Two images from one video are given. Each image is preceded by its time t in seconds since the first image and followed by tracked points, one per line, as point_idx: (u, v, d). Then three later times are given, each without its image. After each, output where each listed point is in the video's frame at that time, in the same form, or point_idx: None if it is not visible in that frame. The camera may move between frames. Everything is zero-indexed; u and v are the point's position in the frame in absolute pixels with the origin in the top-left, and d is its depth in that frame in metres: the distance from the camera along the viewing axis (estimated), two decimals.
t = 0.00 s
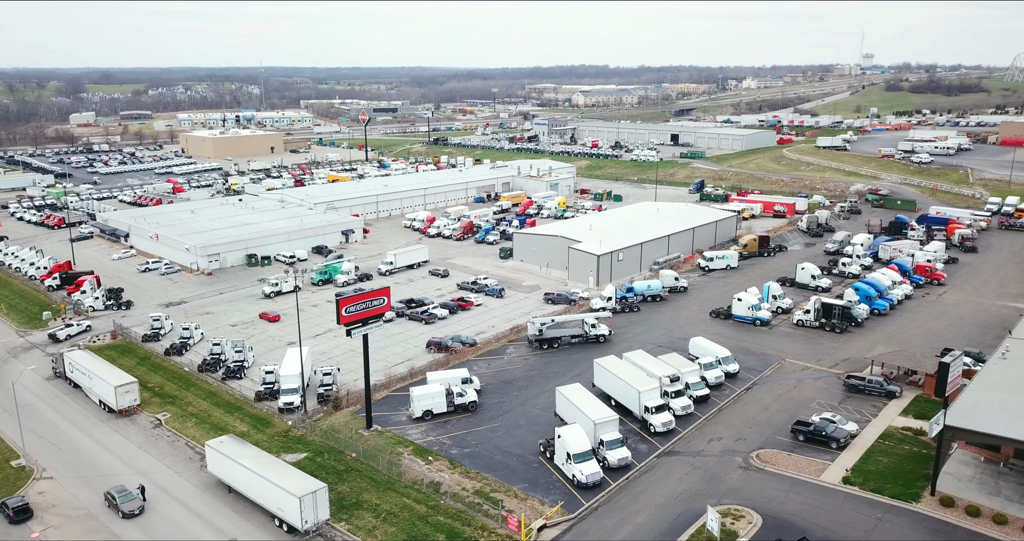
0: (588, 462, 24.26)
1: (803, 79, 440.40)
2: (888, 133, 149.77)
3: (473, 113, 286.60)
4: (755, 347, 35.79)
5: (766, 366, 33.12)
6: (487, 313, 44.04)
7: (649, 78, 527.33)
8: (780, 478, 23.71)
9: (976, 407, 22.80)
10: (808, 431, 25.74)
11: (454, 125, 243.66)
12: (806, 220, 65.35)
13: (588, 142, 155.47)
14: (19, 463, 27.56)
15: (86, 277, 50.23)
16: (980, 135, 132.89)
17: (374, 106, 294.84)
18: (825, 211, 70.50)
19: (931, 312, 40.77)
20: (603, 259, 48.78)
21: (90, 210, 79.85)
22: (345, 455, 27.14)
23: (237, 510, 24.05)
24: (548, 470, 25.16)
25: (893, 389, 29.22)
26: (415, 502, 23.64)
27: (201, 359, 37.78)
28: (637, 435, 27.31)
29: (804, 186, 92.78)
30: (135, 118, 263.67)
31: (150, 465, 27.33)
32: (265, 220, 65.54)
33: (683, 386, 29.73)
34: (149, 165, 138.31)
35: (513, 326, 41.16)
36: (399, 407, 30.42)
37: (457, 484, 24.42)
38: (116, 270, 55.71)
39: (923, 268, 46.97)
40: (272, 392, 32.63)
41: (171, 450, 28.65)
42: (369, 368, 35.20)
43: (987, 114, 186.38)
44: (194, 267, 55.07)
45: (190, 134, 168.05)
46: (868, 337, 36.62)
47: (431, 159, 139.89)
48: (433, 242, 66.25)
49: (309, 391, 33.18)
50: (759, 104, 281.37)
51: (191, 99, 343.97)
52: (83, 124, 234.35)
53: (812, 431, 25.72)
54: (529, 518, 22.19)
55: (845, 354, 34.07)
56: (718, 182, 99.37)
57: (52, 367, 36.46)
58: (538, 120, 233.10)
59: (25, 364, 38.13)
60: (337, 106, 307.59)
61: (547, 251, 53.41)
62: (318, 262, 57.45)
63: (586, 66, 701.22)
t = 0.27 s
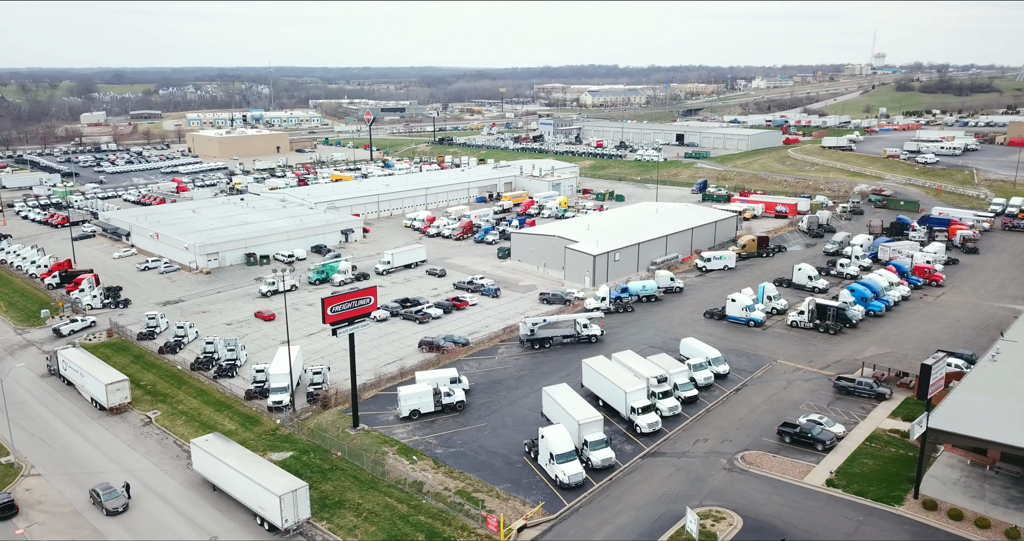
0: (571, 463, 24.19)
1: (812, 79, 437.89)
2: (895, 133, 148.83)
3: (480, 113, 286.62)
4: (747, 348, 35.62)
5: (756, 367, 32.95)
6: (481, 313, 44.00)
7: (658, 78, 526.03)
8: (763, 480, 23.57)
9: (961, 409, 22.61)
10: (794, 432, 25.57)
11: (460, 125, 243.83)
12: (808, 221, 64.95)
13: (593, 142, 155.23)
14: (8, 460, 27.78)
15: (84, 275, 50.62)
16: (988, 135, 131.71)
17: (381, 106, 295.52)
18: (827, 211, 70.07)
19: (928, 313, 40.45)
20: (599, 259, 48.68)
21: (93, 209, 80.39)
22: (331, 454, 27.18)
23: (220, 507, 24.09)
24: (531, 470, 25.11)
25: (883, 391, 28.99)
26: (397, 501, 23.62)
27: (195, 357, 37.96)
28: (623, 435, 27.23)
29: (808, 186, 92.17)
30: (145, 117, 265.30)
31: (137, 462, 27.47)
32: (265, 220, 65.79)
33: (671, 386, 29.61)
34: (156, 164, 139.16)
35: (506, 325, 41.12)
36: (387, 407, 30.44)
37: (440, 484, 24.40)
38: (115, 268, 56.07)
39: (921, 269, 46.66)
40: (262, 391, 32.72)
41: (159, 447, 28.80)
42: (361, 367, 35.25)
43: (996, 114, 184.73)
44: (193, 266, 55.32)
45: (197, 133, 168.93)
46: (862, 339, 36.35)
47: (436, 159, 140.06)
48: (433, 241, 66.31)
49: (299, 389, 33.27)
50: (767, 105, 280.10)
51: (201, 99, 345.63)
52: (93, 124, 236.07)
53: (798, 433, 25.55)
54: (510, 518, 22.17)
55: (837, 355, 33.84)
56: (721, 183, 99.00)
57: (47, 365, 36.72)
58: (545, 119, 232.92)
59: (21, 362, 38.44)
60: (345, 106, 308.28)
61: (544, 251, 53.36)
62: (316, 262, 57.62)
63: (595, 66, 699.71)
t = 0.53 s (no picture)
0: (556, 463, 24.13)
1: (820, 78, 435.67)
2: (901, 133, 147.94)
3: (486, 112, 286.52)
4: (740, 348, 35.48)
5: (748, 367, 32.80)
6: (477, 313, 43.97)
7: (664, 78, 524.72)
8: (749, 482, 23.45)
9: (947, 410, 22.43)
10: (782, 433, 25.44)
11: (465, 125, 243.82)
12: (808, 221, 64.63)
13: (596, 142, 155.01)
14: None
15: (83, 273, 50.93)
16: (994, 135, 130.77)
17: (387, 106, 295.93)
18: (828, 211, 69.72)
19: (924, 314, 40.18)
20: (596, 259, 48.57)
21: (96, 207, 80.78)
22: (318, 453, 27.21)
23: (205, 505, 24.13)
24: (517, 470, 25.06)
25: (874, 392, 28.81)
26: (382, 500, 23.62)
27: (189, 356, 38.10)
28: (611, 436, 27.15)
29: (811, 187, 91.66)
30: (153, 117, 266.53)
31: (126, 460, 27.57)
32: (265, 219, 65.96)
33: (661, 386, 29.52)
34: (161, 163, 139.76)
35: (500, 325, 41.08)
36: (376, 406, 30.45)
37: (425, 483, 24.39)
38: (115, 266, 56.34)
39: (920, 270, 46.39)
40: (254, 389, 32.80)
41: (149, 445, 28.90)
42: (353, 365, 35.28)
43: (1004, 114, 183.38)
44: (192, 264, 55.45)
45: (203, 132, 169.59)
46: (856, 339, 36.14)
47: (440, 158, 140.12)
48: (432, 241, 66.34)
49: (290, 388, 33.32)
50: (773, 105, 278.96)
51: (209, 98, 346.78)
52: (101, 124, 237.32)
53: (786, 434, 25.41)
54: (493, 518, 22.12)
55: (831, 356, 33.64)
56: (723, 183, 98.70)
57: (42, 362, 36.92)
58: (550, 119, 232.70)
59: (17, 359, 38.68)
60: (351, 105, 308.73)
61: (541, 251, 53.28)
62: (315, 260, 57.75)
63: (603, 66, 698.36)
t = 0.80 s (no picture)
0: (540, 463, 24.09)
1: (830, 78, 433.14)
2: (909, 133, 146.87)
3: (493, 112, 286.56)
4: (733, 349, 35.31)
5: (740, 368, 32.64)
6: (472, 312, 43.95)
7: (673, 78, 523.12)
8: (733, 484, 23.33)
9: (931, 412, 22.20)
10: (768, 435, 25.31)
11: (472, 125, 243.86)
12: (809, 221, 64.26)
13: (602, 142, 154.76)
14: None
15: (83, 271, 51.27)
16: (1003, 135, 129.66)
17: (394, 105, 296.38)
18: (830, 212, 69.31)
19: (921, 316, 39.86)
20: (592, 259, 48.48)
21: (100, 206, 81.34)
22: (305, 452, 27.25)
23: (189, 504, 24.20)
24: (502, 470, 25.03)
25: (864, 395, 28.60)
26: (365, 499, 23.65)
27: (183, 354, 38.28)
28: (597, 436, 27.09)
29: (815, 187, 91.15)
30: (162, 116, 268.28)
31: (115, 457, 27.72)
32: (266, 218, 66.23)
33: (650, 387, 29.43)
34: (168, 162, 140.50)
35: (494, 325, 41.04)
36: (365, 405, 30.50)
37: (409, 482, 24.40)
38: (115, 265, 56.69)
39: (918, 271, 46.05)
40: (245, 388, 32.90)
41: (138, 442, 29.05)
42: (345, 364, 35.34)
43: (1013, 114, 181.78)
44: (191, 263, 55.76)
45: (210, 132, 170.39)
46: (850, 341, 35.90)
47: (444, 158, 140.27)
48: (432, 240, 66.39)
49: (281, 386, 33.43)
50: (782, 105, 277.58)
51: (219, 98, 348.19)
52: (111, 123, 239.05)
53: (772, 436, 25.28)
54: (474, 518, 22.11)
55: (823, 358, 33.41)
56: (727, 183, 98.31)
57: (38, 360, 37.17)
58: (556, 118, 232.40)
59: (14, 356, 38.98)
60: (359, 105, 309.51)
61: (539, 251, 53.21)
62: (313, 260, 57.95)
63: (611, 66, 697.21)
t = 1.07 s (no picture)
0: (526, 464, 24.04)
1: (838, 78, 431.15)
2: (916, 133, 146.04)
3: (500, 112, 286.71)
4: (726, 350, 35.16)
5: (732, 369, 32.48)
6: (467, 312, 43.94)
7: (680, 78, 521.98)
8: (719, 485, 23.22)
9: (918, 416, 21.99)
10: (756, 437, 25.17)
11: (477, 125, 243.90)
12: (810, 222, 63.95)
13: (606, 142, 154.51)
14: None
15: (83, 270, 51.46)
16: (1010, 136, 128.82)
17: (401, 105, 296.73)
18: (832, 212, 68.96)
19: (918, 317, 39.60)
20: (589, 259, 48.41)
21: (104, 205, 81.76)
22: (293, 451, 27.28)
23: (175, 502, 24.25)
24: (488, 470, 25.00)
25: (855, 397, 28.41)
26: (351, 499, 23.65)
27: (178, 352, 38.41)
28: (585, 437, 27.01)
29: (818, 187, 90.75)
30: (170, 115, 269.67)
31: (106, 455, 27.84)
32: (266, 217, 66.46)
33: (640, 388, 29.33)
34: (173, 162, 141.11)
35: (489, 325, 41.00)
36: (356, 404, 30.52)
37: (395, 482, 24.40)
38: (116, 264, 56.96)
39: (917, 272, 45.73)
40: (237, 387, 32.96)
41: (129, 441, 29.16)
42: (338, 364, 35.39)
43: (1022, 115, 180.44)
44: (191, 262, 56.03)
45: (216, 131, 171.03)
46: (845, 342, 35.69)
47: (449, 158, 140.39)
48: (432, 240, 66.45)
49: (273, 386, 33.49)
50: (789, 105, 276.43)
51: (227, 97, 349.44)
52: (119, 123, 240.35)
53: (760, 438, 25.14)
54: (457, 519, 22.07)
55: (817, 360, 33.22)
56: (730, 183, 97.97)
57: (34, 358, 37.37)
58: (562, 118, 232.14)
59: (12, 354, 39.21)
60: (366, 105, 310.17)
61: (537, 251, 53.17)
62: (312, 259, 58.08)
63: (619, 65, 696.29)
